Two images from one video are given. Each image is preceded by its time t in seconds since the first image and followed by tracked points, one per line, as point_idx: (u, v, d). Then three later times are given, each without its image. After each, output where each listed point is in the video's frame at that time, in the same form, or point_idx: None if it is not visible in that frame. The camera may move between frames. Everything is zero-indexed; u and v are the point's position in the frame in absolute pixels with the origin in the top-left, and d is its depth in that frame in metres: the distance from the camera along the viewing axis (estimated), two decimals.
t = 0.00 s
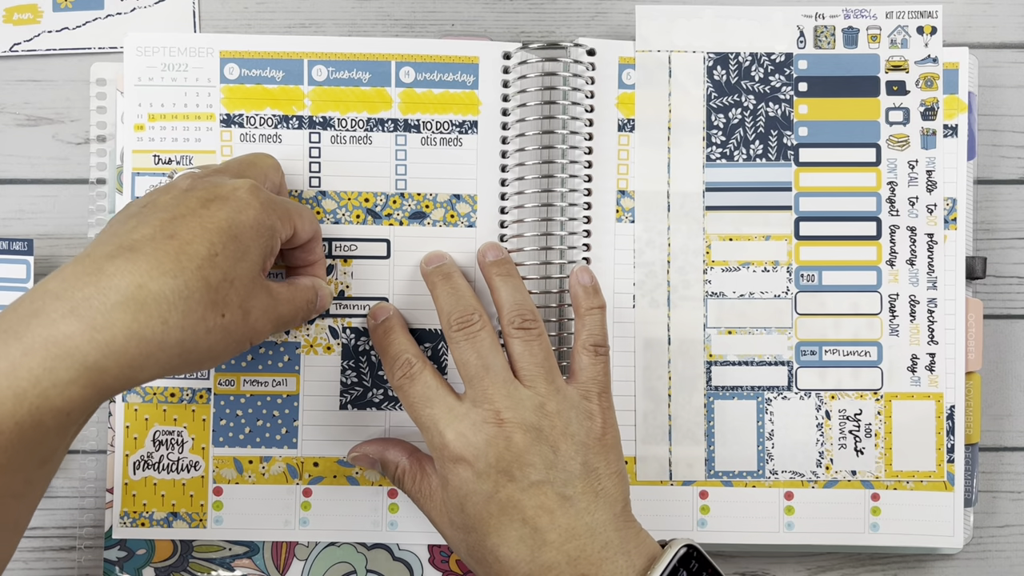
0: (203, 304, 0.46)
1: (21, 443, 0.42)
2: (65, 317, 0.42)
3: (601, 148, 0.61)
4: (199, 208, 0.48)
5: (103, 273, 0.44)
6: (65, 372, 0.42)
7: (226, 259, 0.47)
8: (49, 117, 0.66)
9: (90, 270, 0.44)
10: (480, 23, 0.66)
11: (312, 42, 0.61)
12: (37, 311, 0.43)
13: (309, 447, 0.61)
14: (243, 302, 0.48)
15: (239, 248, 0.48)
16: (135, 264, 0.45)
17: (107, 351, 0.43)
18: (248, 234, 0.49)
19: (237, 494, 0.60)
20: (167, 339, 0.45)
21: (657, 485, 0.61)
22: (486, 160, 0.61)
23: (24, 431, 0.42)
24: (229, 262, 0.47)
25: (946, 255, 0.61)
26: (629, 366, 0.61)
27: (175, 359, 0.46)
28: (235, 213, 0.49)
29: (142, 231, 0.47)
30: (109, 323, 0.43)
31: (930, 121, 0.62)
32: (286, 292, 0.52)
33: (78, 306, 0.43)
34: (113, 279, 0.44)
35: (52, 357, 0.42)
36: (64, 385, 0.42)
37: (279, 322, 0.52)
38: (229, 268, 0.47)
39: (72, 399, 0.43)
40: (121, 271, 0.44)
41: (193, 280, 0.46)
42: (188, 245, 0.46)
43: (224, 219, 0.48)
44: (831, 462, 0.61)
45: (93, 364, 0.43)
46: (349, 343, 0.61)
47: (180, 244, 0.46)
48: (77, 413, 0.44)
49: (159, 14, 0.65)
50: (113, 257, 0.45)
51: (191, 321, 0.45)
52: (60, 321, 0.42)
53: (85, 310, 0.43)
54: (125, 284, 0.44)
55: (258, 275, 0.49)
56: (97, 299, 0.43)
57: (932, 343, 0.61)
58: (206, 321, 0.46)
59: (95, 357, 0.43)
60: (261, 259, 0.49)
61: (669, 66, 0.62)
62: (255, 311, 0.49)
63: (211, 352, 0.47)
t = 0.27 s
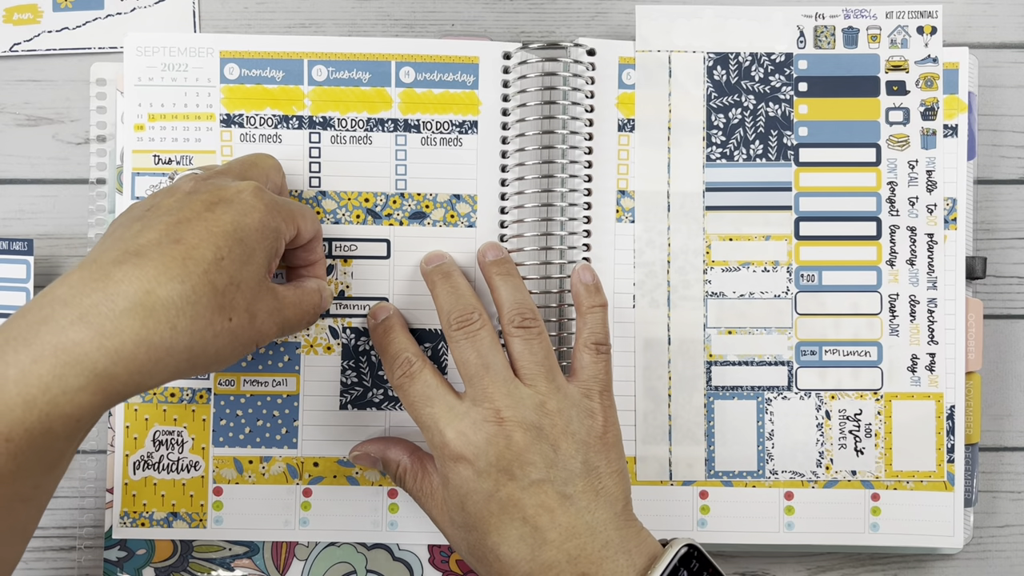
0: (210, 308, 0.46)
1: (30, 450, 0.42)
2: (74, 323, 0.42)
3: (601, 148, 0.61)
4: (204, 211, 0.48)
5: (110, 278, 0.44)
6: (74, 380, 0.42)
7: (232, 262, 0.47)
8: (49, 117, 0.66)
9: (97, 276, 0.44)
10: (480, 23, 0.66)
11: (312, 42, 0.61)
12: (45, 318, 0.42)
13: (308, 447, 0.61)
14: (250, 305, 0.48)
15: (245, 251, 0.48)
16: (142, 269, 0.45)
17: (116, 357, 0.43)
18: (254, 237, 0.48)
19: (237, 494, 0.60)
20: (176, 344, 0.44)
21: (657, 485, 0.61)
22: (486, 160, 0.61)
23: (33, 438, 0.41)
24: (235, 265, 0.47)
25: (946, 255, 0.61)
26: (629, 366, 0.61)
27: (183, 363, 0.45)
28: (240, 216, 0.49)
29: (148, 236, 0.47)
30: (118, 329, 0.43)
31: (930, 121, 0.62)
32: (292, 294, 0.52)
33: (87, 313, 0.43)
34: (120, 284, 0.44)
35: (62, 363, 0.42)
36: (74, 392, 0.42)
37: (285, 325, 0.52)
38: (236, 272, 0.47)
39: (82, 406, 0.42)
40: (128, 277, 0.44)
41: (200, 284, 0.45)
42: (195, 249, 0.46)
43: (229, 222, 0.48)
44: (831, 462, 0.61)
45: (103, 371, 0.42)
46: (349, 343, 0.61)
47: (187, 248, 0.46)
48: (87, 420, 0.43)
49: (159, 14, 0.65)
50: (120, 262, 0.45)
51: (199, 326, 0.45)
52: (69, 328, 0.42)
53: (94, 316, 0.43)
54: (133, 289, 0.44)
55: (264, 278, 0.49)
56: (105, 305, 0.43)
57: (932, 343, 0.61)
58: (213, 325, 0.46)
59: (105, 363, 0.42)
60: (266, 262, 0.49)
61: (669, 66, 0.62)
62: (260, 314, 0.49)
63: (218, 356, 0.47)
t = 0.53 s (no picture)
0: (214, 312, 0.45)
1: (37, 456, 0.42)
2: (80, 330, 0.42)
3: (600, 149, 0.61)
4: (207, 215, 0.48)
5: (115, 284, 0.44)
6: (81, 386, 0.42)
7: (236, 266, 0.47)
8: (49, 117, 0.66)
9: (102, 282, 0.44)
10: (480, 23, 0.66)
11: (312, 42, 0.61)
12: (51, 324, 0.42)
13: (309, 447, 0.61)
14: (255, 309, 0.48)
15: (248, 255, 0.48)
16: (146, 274, 0.44)
17: (123, 364, 0.43)
18: (257, 241, 0.48)
19: (237, 494, 0.60)
20: (181, 349, 0.44)
21: (657, 485, 0.61)
22: (486, 160, 0.61)
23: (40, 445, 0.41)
24: (239, 269, 0.47)
25: (946, 255, 0.61)
26: (629, 366, 0.61)
27: (189, 368, 0.45)
28: (243, 220, 0.48)
29: (151, 240, 0.46)
30: (124, 335, 0.43)
31: (930, 120, 0.62)
32: (296, 298, 0.52)
33: (92, 320, 0.42)
34: (125, 290, 0.44)
35: (69, 371, 0.42)
36: (81, 399, 0.42)
37: (288, 328, 0.52)
38: (240, 276, 0.47)
39: (89, 412, 0.42)
40: (133, 282, 0.44)
41: (204, 289, 0.45)
42: (199, 254, 0.46)
43: (232, 225, 0.48)
44: (831, 462, 0.61)
45: (109, 377, 0.42)
46: (349, 343, 0.61)
47: (191, 253, 0.46)
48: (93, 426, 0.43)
49: (159, 14, 0.65)
50: (124, 268, 0.45)
51: (204, 331, 0.45)
52: (75, 335, 0.42)
53: (99, 323, 0.42)
54: (137, 295, 0.43)
55: (267, 282, 0.49)
56: (110, 311, 0.43)
57: (932, 343, 0.61)
58: (218, 329, 0.46)
59: (111, 370, 0.42)
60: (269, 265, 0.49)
61: (669, 66, 0.62)
62: (264, 317, 0.49)
63: (224, 360, 0.47)
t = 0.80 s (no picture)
0: (218, 316, 0.45)
1: (42, 461, 0.42)
2: (85, 336, 0.42)
3: (601, 149, 0.61)
4: (209, 218, 0.48)
5: (118, 288, 0.44)
6: (87, 392, 0.42)
7: (239, 270, 0.47)
8: (49, 117, 0.66)
9: (106, 287, 0.44)
10: (480, 23, 0.66)
11: (312, 42, 0.61)
12: (55, 330, 0.42)
13: (308, 447, 0.61)
14: (258, 312, 0.48)
15: (251, 258, 0.47)
16: (150, 279, 0.44)
17: (128, 369, 0.43)
18: (259, 243, 0.48)
19: (237, 494, 0.60)
20: (186, 354, 0.44)
21: (657, 485, 0.61)
22: (486, 160, 0.61)
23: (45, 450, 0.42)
24: (242, 272, 0.47)
25: (946, 255, 0.61)
26: (629, 366, 0.61)
27: (194, 372, 0.45)
28: (246, 223, 0.48)
29: (154, 244, 0.46)
30: (129, 339, 0.43)
31: (930, 120, 0.62)
32: (300, 301, 0.52)
33: (97, 325, 0.42)
34: (129, 294, 0.44)
35: (74, 376, 0.42)
36: (86, 404, 0.42)
37: (291, 331, 0.52)
38: (243, 280, 0.47)
39: (94, 417, 0.43)
40: (136, 287, 0.44)
41: (208, 293, 0.45)
42: (202, 258, 0.46)
43: (234, 229, 0.48)
44: (831, 462, 0.61)
45: (114, 382, 0.42)
46: (349, 343, 0.61)
47: (194, 257, 0.46)
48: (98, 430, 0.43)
49: (159, 14, 0.65)
50: (128, 272, 0.44)
51: (208, 335, 0.45)
52: (80, 340, 0.42)
53: (104, 328, 0.42)
54: (141, 300, 0.43)
55: (270, 284, 0.49)
56: (115, 316, 0.43)
57: (932, 343, 0.61)
58: (222, 333, 0.46)
59: (116, 375, 0.42)
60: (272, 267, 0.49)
61: (669, 66, 0.62)
62: (267, 320, 0.49)
63: (227, 363, 0.47)
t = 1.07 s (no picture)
0: (218, 319, 0.45)
1: (42, 465, 0.42)
2: (84, 340, 0.42)
3: (601, 149, 0.61)
4: (208, 221, 0.48)
5: (118, 292, 0.44)
6: (87, 396, 0.42)
7: (238, 273, 0.47)
8: (49, 117, 0.65)
9: (104, 290, 0.44)
10: (480, 23, 0.66)
11: (312, 42, 0.61)
12: (55, 334, 0.42)
13: (308, 447, 0.61)
14: (257, 314, 0.48)
15: (250, 260, 0.47)
16: (149, 282, 0.44)
17: (128, 372, 0.43)
18: (258, 246, 0.48)
19: (237, 494, 0.60)
20: (186, 357, 0.44)
21: (657, 485, 0.61)
22: (486, 160, 0.61)
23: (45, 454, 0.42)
24: (242, 275, 0.47)
25: (946, 255, 0.61)
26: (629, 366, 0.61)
27: (194, 375, 0.45)
28: (245, 225, 0.48)
29: (153, 247, 0.46)
30: (129, 343, 0.43)
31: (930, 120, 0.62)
32: (299, 302, 0.52)
33: (96, 329, 0.42)
34: (128, 298, 0.43)
35: (74, 381, 0.42)
36: (87, 409, 0.42)
37: (290, 332, 0.52)
38: (242, 282, 0.47)
39: (95, 421, 0.43)
40: (135, 290, 0.44)
41: (208, 296, 0.45)
42: (201, 261, 0.46)
43: (233, 231, 0.47)
44: (831, 462, 0.61)
45: (115, 386, 0.42)
46: (349, 343, 0.61)
47: (193, 260, 0.46)
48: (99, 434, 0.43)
49: (158, 14, 0.65)
50: (127, 276, 0.44)
51: (208, 338, 0.45)
52: (79, 344, 0.42)
53: (104, 332, 0.42)
54: (140, 303, 0.43)
55: (270, 287, 0.49)
56: (114, 319, 0.43)
57: (932, 343, 0.61)
58: (222, 335, 0.46)
59: (116, 379, 0.42)
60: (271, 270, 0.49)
61: (669, 66, 0.62)
62: (266, 322, 0.49)
63: (226, 366, 0.47)
